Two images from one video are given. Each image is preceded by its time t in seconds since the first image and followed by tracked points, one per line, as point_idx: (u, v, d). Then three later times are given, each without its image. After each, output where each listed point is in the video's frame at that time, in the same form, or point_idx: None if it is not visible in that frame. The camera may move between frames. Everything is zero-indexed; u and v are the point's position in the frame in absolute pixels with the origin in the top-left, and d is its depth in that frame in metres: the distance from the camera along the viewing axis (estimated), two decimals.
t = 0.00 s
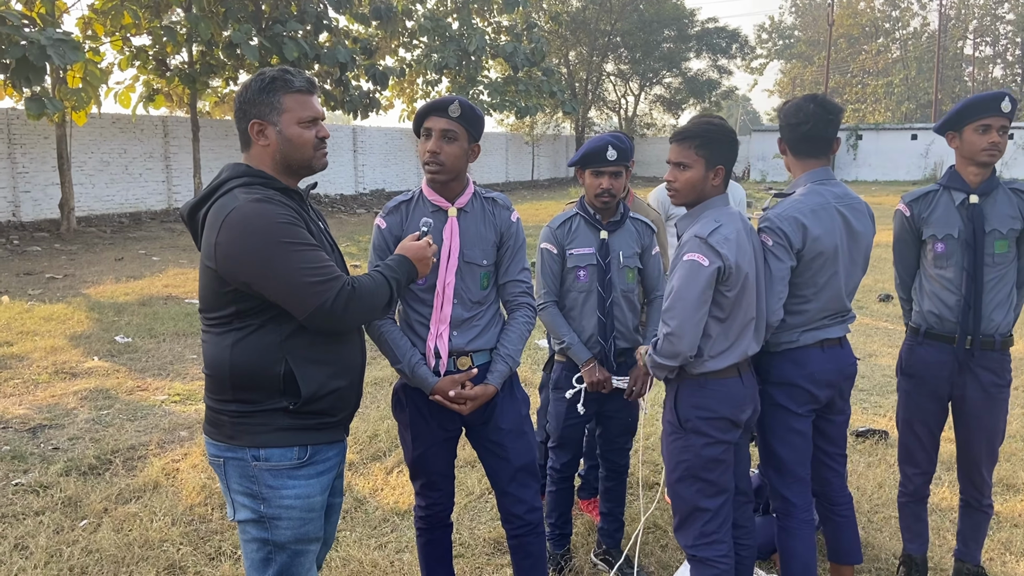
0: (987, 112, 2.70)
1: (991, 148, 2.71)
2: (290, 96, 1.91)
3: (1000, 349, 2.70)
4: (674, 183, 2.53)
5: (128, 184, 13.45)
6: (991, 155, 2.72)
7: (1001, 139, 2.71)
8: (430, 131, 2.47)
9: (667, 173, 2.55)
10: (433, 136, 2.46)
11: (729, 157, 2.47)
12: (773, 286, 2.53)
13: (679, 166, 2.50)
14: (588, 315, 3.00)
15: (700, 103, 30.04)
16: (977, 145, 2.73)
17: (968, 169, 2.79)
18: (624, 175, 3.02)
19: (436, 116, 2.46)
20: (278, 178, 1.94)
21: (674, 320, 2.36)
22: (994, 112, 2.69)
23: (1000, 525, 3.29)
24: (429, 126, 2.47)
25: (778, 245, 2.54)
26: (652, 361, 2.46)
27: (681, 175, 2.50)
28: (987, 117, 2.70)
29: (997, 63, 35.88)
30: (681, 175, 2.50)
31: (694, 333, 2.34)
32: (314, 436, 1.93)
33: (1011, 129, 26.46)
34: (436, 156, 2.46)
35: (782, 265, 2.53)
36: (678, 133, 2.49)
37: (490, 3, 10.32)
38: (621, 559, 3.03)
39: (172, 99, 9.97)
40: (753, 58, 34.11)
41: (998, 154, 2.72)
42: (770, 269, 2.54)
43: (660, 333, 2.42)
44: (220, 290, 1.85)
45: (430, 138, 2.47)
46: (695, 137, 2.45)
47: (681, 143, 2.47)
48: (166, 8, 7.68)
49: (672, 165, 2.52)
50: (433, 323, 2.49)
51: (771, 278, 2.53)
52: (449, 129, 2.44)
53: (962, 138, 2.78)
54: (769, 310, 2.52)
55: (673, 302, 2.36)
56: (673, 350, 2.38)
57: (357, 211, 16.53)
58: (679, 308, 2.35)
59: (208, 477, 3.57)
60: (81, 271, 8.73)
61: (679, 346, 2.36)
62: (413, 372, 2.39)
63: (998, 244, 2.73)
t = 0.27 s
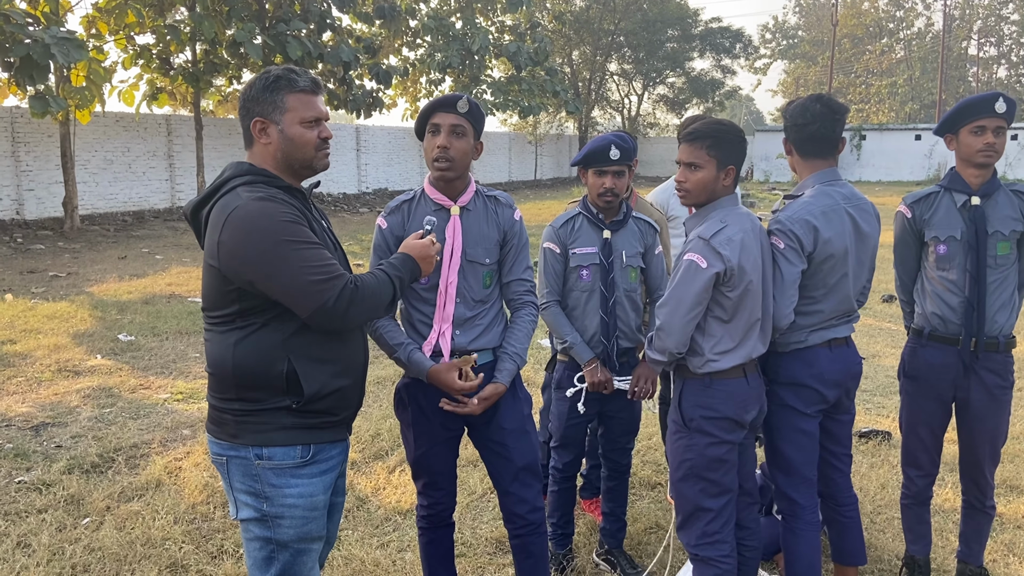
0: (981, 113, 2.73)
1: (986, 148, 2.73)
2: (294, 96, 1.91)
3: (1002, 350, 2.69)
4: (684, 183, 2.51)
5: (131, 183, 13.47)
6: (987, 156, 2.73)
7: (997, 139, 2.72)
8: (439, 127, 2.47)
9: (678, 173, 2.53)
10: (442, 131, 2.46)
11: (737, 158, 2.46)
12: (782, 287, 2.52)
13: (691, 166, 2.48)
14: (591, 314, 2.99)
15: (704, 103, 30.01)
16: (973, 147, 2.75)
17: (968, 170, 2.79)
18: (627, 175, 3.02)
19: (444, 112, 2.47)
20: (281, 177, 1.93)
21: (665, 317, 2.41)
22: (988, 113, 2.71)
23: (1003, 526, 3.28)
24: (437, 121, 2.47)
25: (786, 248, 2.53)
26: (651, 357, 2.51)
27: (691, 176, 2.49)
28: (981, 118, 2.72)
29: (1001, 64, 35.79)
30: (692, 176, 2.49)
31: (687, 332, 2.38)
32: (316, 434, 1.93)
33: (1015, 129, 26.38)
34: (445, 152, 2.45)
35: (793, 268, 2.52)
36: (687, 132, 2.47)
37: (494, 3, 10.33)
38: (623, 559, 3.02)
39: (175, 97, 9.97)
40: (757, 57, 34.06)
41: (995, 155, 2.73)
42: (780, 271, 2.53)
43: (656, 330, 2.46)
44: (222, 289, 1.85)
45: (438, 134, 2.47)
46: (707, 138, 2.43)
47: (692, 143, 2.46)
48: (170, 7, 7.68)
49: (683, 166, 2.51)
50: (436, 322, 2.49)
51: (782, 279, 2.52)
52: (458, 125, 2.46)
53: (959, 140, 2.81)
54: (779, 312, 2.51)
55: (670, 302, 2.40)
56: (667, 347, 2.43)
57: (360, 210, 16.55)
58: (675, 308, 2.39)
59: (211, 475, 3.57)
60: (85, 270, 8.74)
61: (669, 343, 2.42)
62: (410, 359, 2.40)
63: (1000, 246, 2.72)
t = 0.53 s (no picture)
0: (976, 113, 2.72)
1: (983, 148, 2.72)
2: (294, 95, 1.90)
3: (1005, 351, 2.68)
4: (695, 183, 2.51)
5: (134, 182, 13.48)
6: (983, 156, 2.72)
7: (994, 139, 2.70)
8: (444, 124, 2.47)
9: (687, 173, 2.53)
10: (448, 129, 2.46)
11: (748, 157, 2.46)
12: (790, 287, 2.52)
13: (701, 167, 2.48)
14: (593, 315, 2.98)
15: (707, 103, 29.98)
16: (970, 147, 2.75)
17: (971, 171, 2.79)
18: (630, 174, 3.01)
19: (449, 109, 2.47)
20: (283, 177, 1.93)
21: (677, 318, 2.40)
22: (982, 113, 2.70)
23: (1006, 528, 3.26)
24: (441, 119, 2.47)
25: (794, 249, 2.52)
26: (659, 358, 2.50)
27: (701, 176, 2.48)
28: (976, 118, 2.71)
29: (1005, 64, 35.71)
30: (703, 176, 2.48)
31: (698, 332, 2.37)
32: (319, 433, 1.93)
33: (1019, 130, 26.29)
34: (451, 149, 2.45)
35: (800, 269, 2.52)
36: (697, 132, 2.46)
37: (497, 3, 10.33)
38: (625, 560, 3.01)
39: (178, 97, 9.99)
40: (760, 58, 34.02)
41: (991, 155, 2.72)
42: (787, 273, 2.52)
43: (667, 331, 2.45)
44: (225, 289, 1.84)
45: (444, 131, 2.47)
46: (717, 138, 2.42)
47: (702, 143, 2.44)
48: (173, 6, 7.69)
49: (693, 166, 2.50)
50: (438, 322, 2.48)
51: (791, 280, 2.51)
52: (463, 122, 2.46)
53: (960, 141, 2.81)
54: (789, 312, 2.50)
55: (682, 302, 2.39)
56: (678, 348, 2.41)
57: (363, 210, 16.55)
58: (687, 309, 2.38)
59: (213, 474, 3.57)
60: (88, 269, 8.76)
61: (683, 344, 2.40)
62: (404, 347, 2.38)
63: (1005, 247, 2.71)
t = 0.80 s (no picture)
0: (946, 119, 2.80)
1: (951, 152, 2.78)
2: (295, 94, 1.90)
3: (990, 353, 2.66)
4: (702, 184, 2.49)
5: (136, 181, 13.50)
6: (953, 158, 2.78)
7: (957, 142, 2.73)
8: (448, 125, 2.46)
9: (694, 173, 2.51)
10: (452, 129, 2.46)
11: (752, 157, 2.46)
12: (795, 285, 2.50)
13: (708, 167, 2.47)
14: (595, 315, 2.98)
15: (709, 104, 29.97)
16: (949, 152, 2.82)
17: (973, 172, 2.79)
18: (633, 175, 3.01)
19: (453, 109, 2.47)
20: (284, 175, 1.93)
21: (694, 321, 2.34)
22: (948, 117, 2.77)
23: (1009, 530, 3.25)
24: (445, 119, 2.47)
25: (799, 248, 2.51)
26: (671, 361, 2.45)
27: (709, 176, 2.47)
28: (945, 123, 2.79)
29: (1008, 66, 35.64)
30: (710, 176, 2.46)
31: (714, 335, 2.32)
32: (320, 433, 1.92)
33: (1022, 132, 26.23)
34: (455, 150, 2.45)
35: (805, 266, 2.50)
36: (704, 132, 2.45)
37: (500, 3, 10.33)
38: (626, 560, 3.00)
39: (180, 96, 9.99)
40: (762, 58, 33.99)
41: (958, 157, 2.75)
42: (792, 270, 2.51)
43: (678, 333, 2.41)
44: (226, 288, 1.84)
45: (448, 132, 2.46)
46: (724, 138, 2.42)
47: (708, 143, 2.44)
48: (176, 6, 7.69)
49: (699, 166, 2.49)
50: (439, 322, 2.48)
51: (796, 277, 2.50)
52: (468, 122, 2.47)
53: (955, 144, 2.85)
54: (794, 310, 2.49)
55: (694, 304, 2.35)
56: (693, 352, 2.36)
57: (365, 210, 16.55)
58: (699, 310, 2.34)
59: (214, 474, 3.57)
60: (90, 268, 8.77)
61: (700, 348, 2.34)
62: (410, 347, 2.38)
63: (999, 250, 2.67)
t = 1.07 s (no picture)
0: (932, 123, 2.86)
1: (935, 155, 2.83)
2: (297, 93, 1.90)
3: (963, 352, 2.71)
4: (707, 185, 2.48)
5: (138, 181, 13.51)
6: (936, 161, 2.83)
7: (939, 145, 2.78)
8: (453, 127, 2.45)
9: (697, 174, 2.51)
10: (458, 131, 2.45)
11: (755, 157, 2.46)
12: (796, 284, 2.49)
13: (712, 168, 2.46)
14: (597, 315, 2.98)
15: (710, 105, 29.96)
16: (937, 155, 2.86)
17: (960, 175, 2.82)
18: (636, 175, 3.00)
19: (457, 111, 2.46)
20: (285, 175, 1.92)
21: (697, 323, 2.34)
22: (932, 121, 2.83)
23: (1010, 531, 3.24)
24: (450, 120, 2.46)
25: (801, 248, 2.50)
26: (674, 362, 2.45)
27: (713, 177, 2.46)
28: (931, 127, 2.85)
29: (1010, 67, 35.59)
30: (715, 177, 2.46)
31: (717, 336, 2.32)
32: (321, 433, 1.92)
33: None
34: (462, 152, 2.45)
35: (805, 264, 2.49)
36: (707, 133, 2.45)
37: (502, 3, 10.33)
38: (627, 561, 3.00)
39: (182, 96, 10.00)
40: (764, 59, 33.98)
41: (941, 160, 2.80)
42: (792, 269, 2.50)
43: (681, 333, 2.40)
44: (227, 287, 1.84)
45: (453, 133, 2.46)
46: (728, 139, 2.41)
47: (711, 144, 2.44)
48: (178, 6, 7.69)
49: (703, 167, 2.48)
50: (440, 323, 2.47)
51: (796, 275, 2.49)
52: (475, 123, 2.47)
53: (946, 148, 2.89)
54: (795, 309, 2.48)
55: (697, 304, 2.34)
56: (696, 354, 2.36)
57: (366, 210, 16.56)
58: (702, 311, 2.33)
59: (215, 473, 3.57)
60: (91, 267, 8.77)
61: (703, 349, 2.34)
62: (410, 348, 2.37)
63: (972, 252, 2.73)
